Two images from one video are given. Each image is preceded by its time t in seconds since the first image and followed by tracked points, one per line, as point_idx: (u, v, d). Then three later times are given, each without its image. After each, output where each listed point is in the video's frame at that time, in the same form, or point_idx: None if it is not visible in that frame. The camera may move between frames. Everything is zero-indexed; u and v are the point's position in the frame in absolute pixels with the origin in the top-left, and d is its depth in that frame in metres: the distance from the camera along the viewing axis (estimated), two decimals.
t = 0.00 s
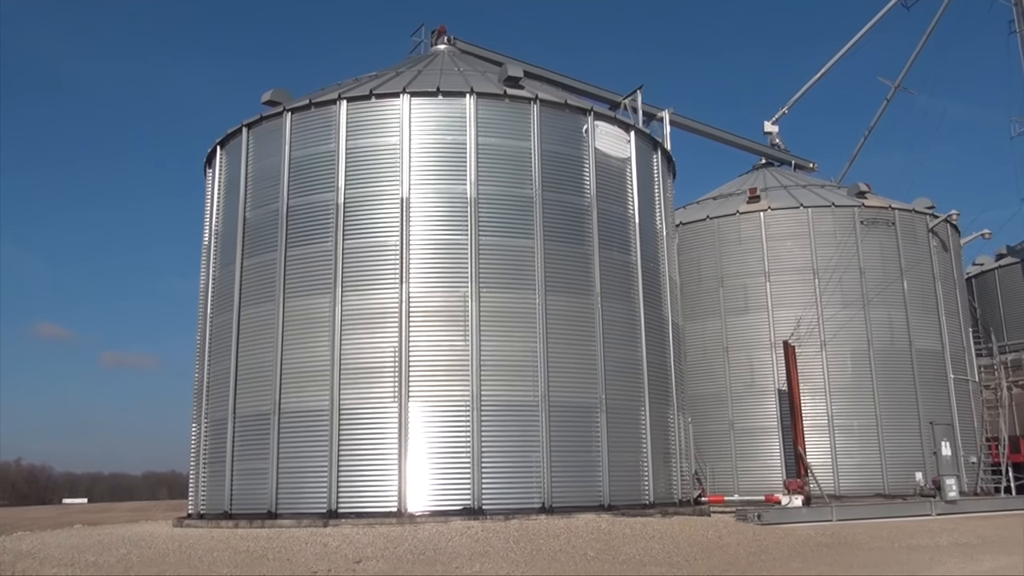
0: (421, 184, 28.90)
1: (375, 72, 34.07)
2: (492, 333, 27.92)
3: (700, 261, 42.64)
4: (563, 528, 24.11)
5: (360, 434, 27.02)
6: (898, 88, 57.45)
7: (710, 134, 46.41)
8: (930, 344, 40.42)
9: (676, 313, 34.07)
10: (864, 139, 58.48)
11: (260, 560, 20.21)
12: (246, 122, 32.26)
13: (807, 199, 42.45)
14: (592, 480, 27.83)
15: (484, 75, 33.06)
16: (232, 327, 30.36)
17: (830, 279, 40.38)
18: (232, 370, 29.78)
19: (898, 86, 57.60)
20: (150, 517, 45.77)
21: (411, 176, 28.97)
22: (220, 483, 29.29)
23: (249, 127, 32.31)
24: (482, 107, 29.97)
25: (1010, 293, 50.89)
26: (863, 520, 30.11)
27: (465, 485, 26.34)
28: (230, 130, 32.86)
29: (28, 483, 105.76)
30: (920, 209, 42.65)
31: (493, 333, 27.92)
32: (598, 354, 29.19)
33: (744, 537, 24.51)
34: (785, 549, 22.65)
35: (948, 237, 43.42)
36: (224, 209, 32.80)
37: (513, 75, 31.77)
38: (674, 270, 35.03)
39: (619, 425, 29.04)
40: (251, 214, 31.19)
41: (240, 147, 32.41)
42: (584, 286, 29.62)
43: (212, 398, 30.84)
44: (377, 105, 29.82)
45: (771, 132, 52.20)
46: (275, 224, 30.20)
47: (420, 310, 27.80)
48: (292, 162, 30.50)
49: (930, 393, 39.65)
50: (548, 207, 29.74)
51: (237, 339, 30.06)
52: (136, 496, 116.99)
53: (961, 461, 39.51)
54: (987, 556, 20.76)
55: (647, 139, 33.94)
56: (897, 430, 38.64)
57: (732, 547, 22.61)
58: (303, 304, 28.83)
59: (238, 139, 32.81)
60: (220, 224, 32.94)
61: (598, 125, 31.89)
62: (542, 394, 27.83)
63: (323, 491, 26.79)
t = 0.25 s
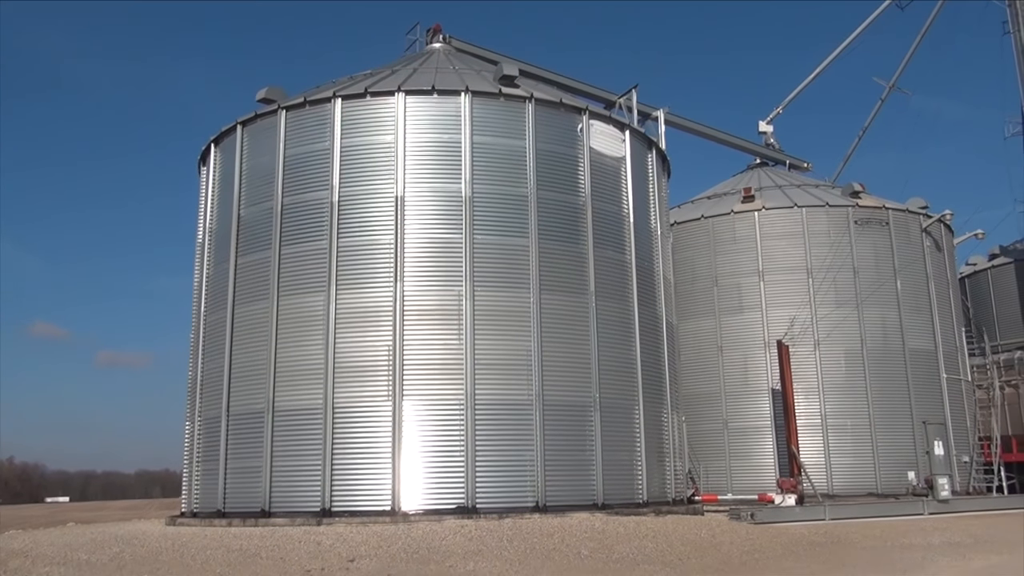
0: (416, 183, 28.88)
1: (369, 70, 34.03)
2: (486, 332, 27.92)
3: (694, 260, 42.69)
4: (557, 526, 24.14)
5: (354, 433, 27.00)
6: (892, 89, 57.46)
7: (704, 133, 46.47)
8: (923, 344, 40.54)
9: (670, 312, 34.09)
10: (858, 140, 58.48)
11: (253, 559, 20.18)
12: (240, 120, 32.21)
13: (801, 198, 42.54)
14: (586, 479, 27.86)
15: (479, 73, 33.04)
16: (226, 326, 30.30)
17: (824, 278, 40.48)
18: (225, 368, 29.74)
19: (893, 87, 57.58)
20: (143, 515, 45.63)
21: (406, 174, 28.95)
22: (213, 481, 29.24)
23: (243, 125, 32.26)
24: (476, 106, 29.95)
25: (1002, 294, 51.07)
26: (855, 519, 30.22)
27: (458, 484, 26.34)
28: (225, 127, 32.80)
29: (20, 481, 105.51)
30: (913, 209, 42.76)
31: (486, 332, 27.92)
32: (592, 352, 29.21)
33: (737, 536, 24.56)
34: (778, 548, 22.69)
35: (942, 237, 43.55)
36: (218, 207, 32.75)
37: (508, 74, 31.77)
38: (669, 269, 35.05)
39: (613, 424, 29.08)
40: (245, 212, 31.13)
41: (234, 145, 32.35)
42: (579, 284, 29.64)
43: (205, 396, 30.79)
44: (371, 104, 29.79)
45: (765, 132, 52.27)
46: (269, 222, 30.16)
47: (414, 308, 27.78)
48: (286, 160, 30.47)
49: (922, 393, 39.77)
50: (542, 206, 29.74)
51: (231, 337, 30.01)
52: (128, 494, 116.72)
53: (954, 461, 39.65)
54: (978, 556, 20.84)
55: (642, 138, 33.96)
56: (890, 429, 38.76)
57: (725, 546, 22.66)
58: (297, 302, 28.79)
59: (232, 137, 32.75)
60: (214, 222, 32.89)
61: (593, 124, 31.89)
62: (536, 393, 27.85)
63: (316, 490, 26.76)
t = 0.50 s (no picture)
0: (408, 181, 28.85)
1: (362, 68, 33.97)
2: (477, 330, 27.92)
3: (685, 259, 42.77)
4: (548, 525, 24.16)
5: (346, 431, 26.96)
6: (884, 88, 57.21)
7: (696, 132, 46.53)
8: (913, 343, 40.70)
9: (662, 311, 34.14)
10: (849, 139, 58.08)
11: (243, 557, 20.13)
12: (231, 117, 32.12)
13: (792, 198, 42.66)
14: (577, 477, 27.88)
15: (472, 72, 33.02)
16: (217, 323, 30.22)
17: (815, 277, 40.60)
18: (216, 366, 29.66)
19: (885, 86, 57.30)
20: (133, 513, 45.44)
21: (398, 172, 28.92)
22: (204, 479, 29.16)
23: (235, 122, 32.17)
24: (469, 104, 29.93)
25: (992, 294, 51.30)
26: (845, 517, 30.33)
27: (450, 482, 26.34)
28: (216, 125, 32.71)
29: (9, 479, 105.02)
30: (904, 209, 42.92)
31: (478, 330, 27.92)
32: (584, 351, 29.24)
33: (727, 534, 24.63)
34: (768, 546, 22.77)
35: (932, 237, 43.73)
36: (210, 204, 32.65)
37: (500, 72, 31.76)
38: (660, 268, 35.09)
39: (605, 423, 29.12)
40: (236, 210, 31.04)
41: (226, 142, 32.26)
42: (571, 283, 29.67)
43: (196, 394, 30.71)
44: (364, 101, 29.74)
45: (757, 131, 52.37)
46: (260, 220, 30.09)
47: (406, 307, 27.76)
48: (277, 157, 30.40)
49: (912, 392, 39.94)
50: (534, 204, 29.76)
51: (222, 335, 29.93)
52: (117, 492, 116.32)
53: (943, 459, 39.84)
54: (967, 553, 20.95)
55: (634, 137, 33.98)
56: (880, 428, 38.92)
57: (716, 544, 22.71)
58: (289, 300, 28.74)
59: (224, 134, 32.66)
60: (205, 220, 32.79)
61: (585, 122, 31.91)
62: (527, 391, 27.86)
63: (307, 488, 26.71)
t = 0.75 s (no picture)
0: (399, 179, 28.82)
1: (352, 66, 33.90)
2: (468, 329, 27.92)
3: (675, 258, 42.86)
4: (537, 523, 24.20)
5: (335, 429, 26.92)
6: (874, 90, 56.63)
7: (686, 132, 46.63)
8: (901, 343, 40.91)
9: (652, 310, 34.20)
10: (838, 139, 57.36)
11: (232, 556, 20.09)
12: (221, 115, 32.00)
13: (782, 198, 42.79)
14: (566, 476, 27.92)
15: (462, 70, 33.00)
16: (206, 322, 30.11)
17: (804, 277, 40.75)
18: (205, 365, 29.56)
19: (875, 87, 56.71)
20: (121, 512, 45.24)
21: (388, 170, 28.88)
22: (192, 478, 29.06)
23: (224, 120, 32.05)
24: (460, 103, 29.90)
25: (979, 294, 51.58)
26: (834, 516, 30.46)
27: (439, 481, 26.34)
28: (206, 122, 32.58)
29: None
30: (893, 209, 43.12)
31: (468, 329, 27.92)
32: (574, 350, 29.27)
33: (716, 532, 24.70)
34: (757, 544, 22.86)
35: (920, 237, 43.95)
36: (199, 202, 32.53)
37: (491, 71, 31.75)
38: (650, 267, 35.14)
39: (594, 422, 29.17)
40: (226, 208, 30.93)
41: (216, 140, 32.15)
42: (561, 282, 29.69)
43: (184, 393, 30.61)
44: (354, 99, 29.69)
45: (747, 131, 52.51)
46: (250, 218, 30.00)
47: (396, 305, 27.73)
48: (267, 155, 30.32)
49: (900, 392, 40.13)
50: (525, 203, 29.76)
51: (211, 333, 29.83)
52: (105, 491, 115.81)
53: (931, 458, 40.07)
54: (954, 552, 21.08)
55: (624, 136, 34.02)
56: (868, 427, 39.11)
57: (705, 543, 22.78)
58: (278, 298, 28.67)
59: (213, 132, 32.54)
60: (194, 217, 32.67)
61: (576, 122, 31.93)
62: (517, 390, 27.88)
63: (297, 487, 26.66)
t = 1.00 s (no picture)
0: (387, 177, 28.77)
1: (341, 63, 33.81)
2: (456, 327, 27.92)
3: (663, 258, 42.96)
4: (524, 522, 24.24)
5: (322, 428, 26.87)
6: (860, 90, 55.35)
7: (675, 132, 46.73)
8: (887, 343, 41.15)
9: (640, 309, 34.27)
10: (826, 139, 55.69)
11: (218, 554, 20.03)
12: (208, 112, 31.86)
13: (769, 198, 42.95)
14: (554, 475, 27.97)
15: (451, 69, 32.96)
16: (193, 320, 29.98)
17: (791, 277, 40.93)
18: (192, 363, 29.43)
19: (860, 88, 55.56)
20: (107, 510, 45.01)
21: (377, 168, 28.83)
22: (178, 476, 28.93)
23: (212, 117, 31.91)
24: (448, 101, 29.87)
25: (964, 294, 51.93)
26: (819, 514, 30.63)
27: (427, 480, 26.33)
28: (193, 119, 32.43)
29: None
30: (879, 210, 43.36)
31: (456, 327, 27.92)
32: (562, 348, 29.32)
33: (702, 531, 24.79)
34: (742, 543, 22.96)
35: (906, 238, 44.23)
36: (186, 199, 32.37)
37: (480, 69, 31.73)
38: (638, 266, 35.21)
39: (582, 420, 29.22)
40: (213, 205, 30.80)
41: (203, 137, 32.00)
42: (549, 281, 29.72)
43: (171, 391, 30.48)
44: (342, 97, 29.62)
45: (735, 131, 52.65)
46: (237, 215, 29.89)
47: (384, 303, 27.70)
48: (255, 152, 30.21)
49: (886, 391, 40.39)
50: (513, 202, 29.77)
51: (198, 331, 29.70)
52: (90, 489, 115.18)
53: (916, 457, 40.35)
54: (938, 551, 21.24)
55: (613, 136, 34.06)
56: (854, 426, 39.34)
57: (691, 541, 22.86)
58: (265, 296, 28.58)
59: (200, 128, 32.40)
60: (181, 214, 32.52)
61: (564, 121, 31.95)
62: (505, 389, 27.90)
63: (283, 485, 26.60)
